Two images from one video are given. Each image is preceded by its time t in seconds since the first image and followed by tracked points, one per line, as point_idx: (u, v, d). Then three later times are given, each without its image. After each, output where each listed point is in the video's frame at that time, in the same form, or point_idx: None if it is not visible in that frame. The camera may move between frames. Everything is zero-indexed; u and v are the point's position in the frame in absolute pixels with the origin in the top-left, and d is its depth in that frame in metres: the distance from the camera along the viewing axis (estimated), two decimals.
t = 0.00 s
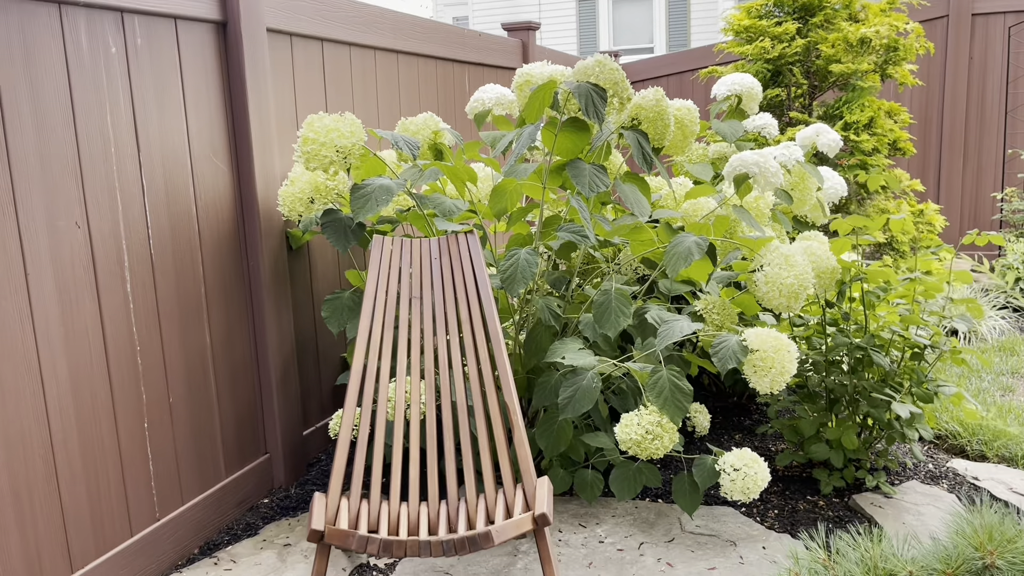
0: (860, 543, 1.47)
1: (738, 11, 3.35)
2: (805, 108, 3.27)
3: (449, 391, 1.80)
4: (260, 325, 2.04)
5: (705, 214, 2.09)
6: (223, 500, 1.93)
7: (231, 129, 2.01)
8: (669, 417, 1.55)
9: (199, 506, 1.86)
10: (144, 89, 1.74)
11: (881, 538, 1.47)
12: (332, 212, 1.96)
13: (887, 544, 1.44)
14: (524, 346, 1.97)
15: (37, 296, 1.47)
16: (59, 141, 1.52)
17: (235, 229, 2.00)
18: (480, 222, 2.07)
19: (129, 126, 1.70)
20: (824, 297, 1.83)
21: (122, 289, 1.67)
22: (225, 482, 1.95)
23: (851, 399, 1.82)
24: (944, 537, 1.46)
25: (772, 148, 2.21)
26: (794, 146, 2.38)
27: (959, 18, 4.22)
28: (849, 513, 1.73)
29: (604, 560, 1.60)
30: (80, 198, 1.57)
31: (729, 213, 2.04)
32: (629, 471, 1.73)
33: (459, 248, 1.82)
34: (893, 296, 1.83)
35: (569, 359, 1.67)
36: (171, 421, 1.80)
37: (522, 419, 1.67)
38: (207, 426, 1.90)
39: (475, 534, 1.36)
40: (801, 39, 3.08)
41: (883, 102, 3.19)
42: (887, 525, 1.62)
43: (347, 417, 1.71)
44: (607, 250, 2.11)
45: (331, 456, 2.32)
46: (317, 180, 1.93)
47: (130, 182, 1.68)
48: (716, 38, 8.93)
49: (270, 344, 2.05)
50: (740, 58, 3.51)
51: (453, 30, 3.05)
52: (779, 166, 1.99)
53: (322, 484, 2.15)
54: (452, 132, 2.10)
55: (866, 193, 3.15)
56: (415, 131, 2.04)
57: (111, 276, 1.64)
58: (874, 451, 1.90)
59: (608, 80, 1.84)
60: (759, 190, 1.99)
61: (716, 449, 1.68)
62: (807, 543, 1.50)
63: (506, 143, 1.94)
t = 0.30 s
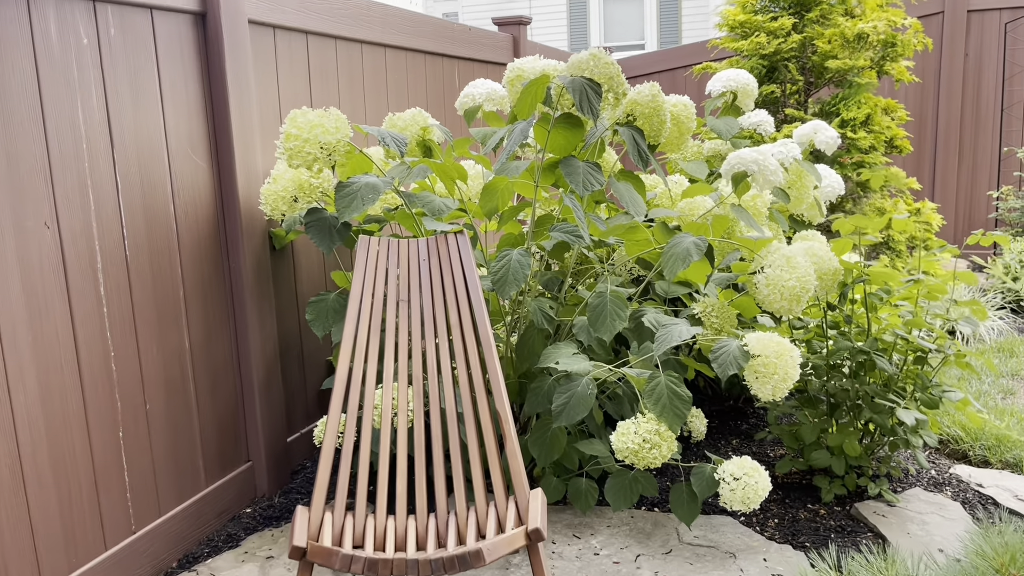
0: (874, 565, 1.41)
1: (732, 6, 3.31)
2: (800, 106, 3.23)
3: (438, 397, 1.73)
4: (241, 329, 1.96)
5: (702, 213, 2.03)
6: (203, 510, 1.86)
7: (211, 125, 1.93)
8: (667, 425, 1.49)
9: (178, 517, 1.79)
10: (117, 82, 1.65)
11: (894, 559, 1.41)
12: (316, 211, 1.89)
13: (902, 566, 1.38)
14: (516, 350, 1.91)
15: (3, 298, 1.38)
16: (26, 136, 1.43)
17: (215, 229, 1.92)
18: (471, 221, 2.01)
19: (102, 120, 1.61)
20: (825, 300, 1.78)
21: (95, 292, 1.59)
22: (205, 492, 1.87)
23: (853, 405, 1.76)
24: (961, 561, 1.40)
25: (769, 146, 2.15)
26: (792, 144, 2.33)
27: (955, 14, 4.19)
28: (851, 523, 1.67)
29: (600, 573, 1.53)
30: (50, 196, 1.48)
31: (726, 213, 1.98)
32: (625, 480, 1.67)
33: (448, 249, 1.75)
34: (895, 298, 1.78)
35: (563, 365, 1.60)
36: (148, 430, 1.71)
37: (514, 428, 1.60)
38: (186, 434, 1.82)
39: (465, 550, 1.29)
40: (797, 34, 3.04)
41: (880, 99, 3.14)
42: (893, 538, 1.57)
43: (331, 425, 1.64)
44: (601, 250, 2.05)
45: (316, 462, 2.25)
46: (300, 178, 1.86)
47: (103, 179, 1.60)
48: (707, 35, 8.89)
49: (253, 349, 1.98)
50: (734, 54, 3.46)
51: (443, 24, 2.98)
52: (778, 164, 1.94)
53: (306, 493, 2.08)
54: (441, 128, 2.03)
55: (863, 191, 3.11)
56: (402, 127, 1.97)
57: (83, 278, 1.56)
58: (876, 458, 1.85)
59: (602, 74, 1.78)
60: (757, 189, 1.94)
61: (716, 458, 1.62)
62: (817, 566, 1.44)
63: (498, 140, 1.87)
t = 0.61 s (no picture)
0: None
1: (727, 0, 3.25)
2: (796, 101, 3.17)
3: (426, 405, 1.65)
4: (220, 334, 1.88)
5: (700, 212, 1.97)
6: (179, 523, 1.77)
7: (187, 119, 1.84)
8: (666, 436, 1.43)
9: (152, 532, 1.70)
10: (86, 74, 1.55)
11: None
12: (298, 210, 1.80)
13: None
14: (507, 355, 1.84)
15: None
16: None
17: (192, 228, 1.83)
18: (460, 220, 1.93)
19: (69, 114, 1.51)
20: (827, 302, 1.72)
21: (62, 295, 1.48)
22: (182, 504, 1.79)
23: (857, 411, 1.70)
24: None
25: (768, 142, 2.09)
26: (790, 141, 2.27)
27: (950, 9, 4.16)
28: (855, 534, 1.62)
29: None
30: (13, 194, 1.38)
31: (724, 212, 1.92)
32: (620, 492, 1.60)
33: (436, 250, 1.67)
34: (899, 302, 1.72)
35: (556, 371, 1.53)
36: (120, 441, 1.62)
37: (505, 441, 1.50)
38: (161, 444, 1.73)
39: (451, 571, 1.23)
40: (792, 29, 2.98)
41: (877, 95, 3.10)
42: (899, 551, 1.51)
43: (313, 434, 1.56)
44: (594, 250, 1.98)
45: (299, 470, 2.16)
46: (281, 175, 1.77)
47: (71, 174, 1.50)
48: (698, 31, 8.85)
49: (232, 354, 1.89)
50: (728, 49, 3.40)
51: (431, 16, 2.90)
52: (778, 162, 1.88)
53: (288, 503, 2.00)
54: (428, 124, 1.95)
55: (859, 188, 3.06)
56: (389, 122, 1.88)
57: (49, 281, 1.45)
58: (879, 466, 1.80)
59: (597, 68, 1.71)
60: (756, 187, 1.87)
61: (715, 468, 1.56)
62: None
63: (488, 136, 1.79)
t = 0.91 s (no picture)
0: None
1: None
2: (794, 99, 3.12)
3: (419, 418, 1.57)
4: (202, 342, 1.80)
5: (702, 213, 1.89)
6: (159, 541, 1.69)
7: (167, 116, 1.75)
8: (671, 451, 1.36)
9: (131, 552, 1.62)
10: (58, 69, 1.46)
11: None
12: (284, 213, 1.72)
13: None
14: (503, 363, 1.77)
15: None
16: None
17: (172, 232, 1.74)
18: (453, 222, 1.86)
19: (40, 112, 1.42)
20: (835, 309, 1.66)
21: (33, 305, 1.39)
22: (162, 521, 1.71)
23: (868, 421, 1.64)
24: None
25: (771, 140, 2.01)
26: (792, 139, 2.20)
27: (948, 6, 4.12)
28: (866, 550, 1.56)
29: None
30: None
31: (727, 214, 1.85)
32: (622, 508, 1.53)
33: (429, 255, 1.57)
34: (909, 309, 1.66)
35: (555, 383, 1.46)
36: (95, 457, 1.54)
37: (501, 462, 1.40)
38: (138, 459, 1.65)
39: None
40: (791, 24, 2.92)
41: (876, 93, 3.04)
42: (912, 567, 1.45)
43: (300, 447, 1.48)
44: (592, 253, 1.91)
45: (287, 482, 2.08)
46: (266, 176, 1.69)
47: (41, 175, 1.41)
48: (692, 27, 8.80)
49: (215, 364, 1.81)
50: (725, 45, 3.33)
51: (421, 10, 2.82)
52: (782, 162, 1.81)
53: (275, 517, 1.92)
54: (420, 122, 1.87)
55: (860, 187, 3.00)
56: (378, 120, 1.79)
57: (18, 291, 1.36)
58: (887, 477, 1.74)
59: (597, 64, 1.63)
60: (760, 188, 1.81)
61: (722, 483, 1.49)
62: None
63: (482, 134, 1.72)
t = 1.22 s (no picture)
0: None
1: None
2: (794, 97, 3.06)
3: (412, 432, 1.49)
4: (185, 353, 1.71)
5: (704, 217, 1.84)
6: (139, 562, 1.61)
7: (146, 115, 1.66)
8: (678, 468, 1.29)
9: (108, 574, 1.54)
10: (29, 64, 1.37)
11: None
12: (270, 216, 1.65)
13: None
14: (499, 373, 1.70)
15: None
16: None
17: (152, 237, 1.66)
18: (446, 225, 1.78)
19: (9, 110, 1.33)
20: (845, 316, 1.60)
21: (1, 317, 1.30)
22: (142, 541, 1.63)
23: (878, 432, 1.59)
24: None
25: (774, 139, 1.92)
26: (794, 138, 2.12)
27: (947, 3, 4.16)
28: (877, 566, 1.50)
29: None
30: None
31: (731, 217, 1.77)
32: (626, 525, 1.46)
33: (423, 262, 1.49)
34: (921, 318, 1.60)
35: (555, 395, 1.39)
36: (70, 476, 1.46)
37: (500, 482, 1.31)
38: (116, 476, 1.57)
39: None
40: (791, 21, 2.86)
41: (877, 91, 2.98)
42: None
43: (286, 462, 1.40)
44: (591, 257, 1.85)
45: (274, 495, 2.01)
46: (250, 178, 1.61)
47: (10, 177, 1.32)
48: (685, 24, 8.75)
49: (198, 375, 1.73)
50: (723, 42, 3.28)
51: (414, 5, 2.74)
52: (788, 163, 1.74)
53: (261, 533, 1.84)
54: (412, 121, 1.79)
55: (860, 186, 2.96)
56: (370, 119, 1.72)
57: None
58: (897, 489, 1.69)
59: (598, 61, 1.56)
60: (766, 191, 1.74)
61: (729, 499, 1.43)
62: None
63: (477, 134, 1.64)
